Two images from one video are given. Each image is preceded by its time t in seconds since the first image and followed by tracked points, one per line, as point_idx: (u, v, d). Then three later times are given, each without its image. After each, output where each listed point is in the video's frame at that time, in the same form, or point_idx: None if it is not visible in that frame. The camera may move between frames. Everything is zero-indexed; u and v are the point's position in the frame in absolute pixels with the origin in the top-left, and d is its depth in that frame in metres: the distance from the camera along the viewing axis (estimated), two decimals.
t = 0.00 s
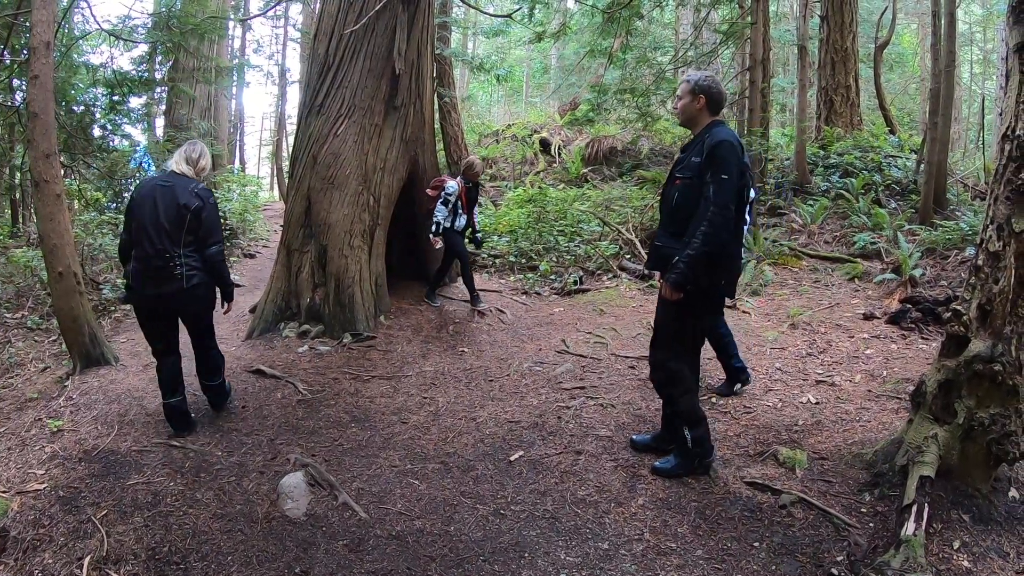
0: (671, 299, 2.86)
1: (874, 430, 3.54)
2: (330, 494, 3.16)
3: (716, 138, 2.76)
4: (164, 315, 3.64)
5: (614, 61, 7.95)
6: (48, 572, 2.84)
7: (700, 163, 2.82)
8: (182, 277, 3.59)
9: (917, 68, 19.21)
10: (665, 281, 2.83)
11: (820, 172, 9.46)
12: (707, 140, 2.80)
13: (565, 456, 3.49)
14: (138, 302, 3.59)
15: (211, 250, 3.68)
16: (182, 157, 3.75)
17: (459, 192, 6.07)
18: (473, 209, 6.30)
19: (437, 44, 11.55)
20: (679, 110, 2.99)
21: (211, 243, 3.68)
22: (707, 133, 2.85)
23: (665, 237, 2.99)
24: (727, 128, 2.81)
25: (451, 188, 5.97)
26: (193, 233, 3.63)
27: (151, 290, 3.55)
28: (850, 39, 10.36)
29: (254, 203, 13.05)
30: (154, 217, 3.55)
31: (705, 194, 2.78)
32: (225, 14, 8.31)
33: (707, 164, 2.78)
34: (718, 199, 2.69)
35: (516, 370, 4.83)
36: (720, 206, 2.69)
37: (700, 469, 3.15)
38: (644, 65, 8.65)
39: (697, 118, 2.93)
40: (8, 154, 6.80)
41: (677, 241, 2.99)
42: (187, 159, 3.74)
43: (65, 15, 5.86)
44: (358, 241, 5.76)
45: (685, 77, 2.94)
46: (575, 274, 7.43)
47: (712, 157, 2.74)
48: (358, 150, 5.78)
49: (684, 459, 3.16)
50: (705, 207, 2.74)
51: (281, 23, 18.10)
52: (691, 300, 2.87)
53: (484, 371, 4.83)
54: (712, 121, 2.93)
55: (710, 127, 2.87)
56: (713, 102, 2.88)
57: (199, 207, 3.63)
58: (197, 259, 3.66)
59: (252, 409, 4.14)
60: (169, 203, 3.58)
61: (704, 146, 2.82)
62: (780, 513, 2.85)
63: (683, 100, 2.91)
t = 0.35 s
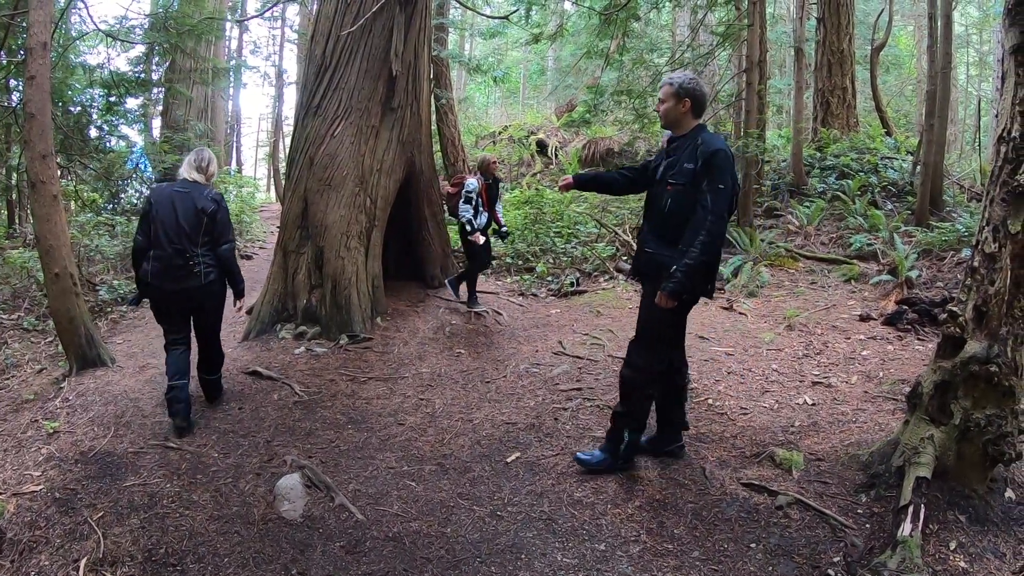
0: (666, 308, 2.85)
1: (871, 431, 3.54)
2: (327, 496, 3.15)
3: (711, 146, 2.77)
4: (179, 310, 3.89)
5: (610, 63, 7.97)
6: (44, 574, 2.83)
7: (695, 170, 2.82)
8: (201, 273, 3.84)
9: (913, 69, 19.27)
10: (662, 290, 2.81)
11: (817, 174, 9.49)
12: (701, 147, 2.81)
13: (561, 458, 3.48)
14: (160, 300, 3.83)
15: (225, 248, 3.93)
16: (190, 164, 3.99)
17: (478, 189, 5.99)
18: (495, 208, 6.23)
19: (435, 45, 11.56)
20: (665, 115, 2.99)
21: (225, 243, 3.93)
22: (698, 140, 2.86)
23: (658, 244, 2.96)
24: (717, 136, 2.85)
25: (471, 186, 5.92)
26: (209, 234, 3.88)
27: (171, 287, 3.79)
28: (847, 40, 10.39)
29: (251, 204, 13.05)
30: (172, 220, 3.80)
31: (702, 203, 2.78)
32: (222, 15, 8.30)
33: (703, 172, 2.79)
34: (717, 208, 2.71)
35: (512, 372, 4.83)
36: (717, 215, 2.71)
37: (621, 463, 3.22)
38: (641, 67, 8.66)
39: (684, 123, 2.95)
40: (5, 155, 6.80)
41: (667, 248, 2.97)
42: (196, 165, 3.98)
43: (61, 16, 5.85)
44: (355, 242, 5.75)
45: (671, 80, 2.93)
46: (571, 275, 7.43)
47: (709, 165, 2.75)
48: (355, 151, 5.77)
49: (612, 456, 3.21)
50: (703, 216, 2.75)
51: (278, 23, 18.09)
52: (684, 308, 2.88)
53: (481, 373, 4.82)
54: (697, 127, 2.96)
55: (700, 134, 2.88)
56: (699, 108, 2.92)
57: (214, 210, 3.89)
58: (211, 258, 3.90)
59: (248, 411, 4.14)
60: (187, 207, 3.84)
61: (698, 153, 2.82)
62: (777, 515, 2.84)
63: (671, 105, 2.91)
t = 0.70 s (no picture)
0: (658, 327, 2.85)
1: (868, 431, 3.53)
2: (325, 497, 3.14)
3: (700, 163, 2.75)
4: (187, 298, 4.23)
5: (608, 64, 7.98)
6: None
7: (684, 186, 2.78)
8: (214, 264, 4.21)
9: (909, 71, 19.34)
10: (659, 312, 2.79)
11: (814, 175, 9.51)
12: (689, 164, 2.77)
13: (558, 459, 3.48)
14: (174, 291, 4.15)
15: (234, 239, 4.34)
16: (191, 165, 4.28)
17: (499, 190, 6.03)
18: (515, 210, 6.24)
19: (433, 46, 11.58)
20: (653, 123, 2.91)
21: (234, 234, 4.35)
22: (682, 155, 2.82)
23: (647, 263, 2.87)
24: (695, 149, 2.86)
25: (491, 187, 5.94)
26: (220, 227, 4.26)
27: (187, 278, 4.13)
28: (844, 42, 10.41)
29: (249, 205, 13.06)
30: (188, 218, 4.13)
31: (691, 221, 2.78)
32: (219, 15, 8.28)
33: (692, 189, 2.77)
34: (708, 228, 2.76)
35: (510, 374, 4.82)
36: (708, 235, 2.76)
37: (607, 467, 3.19)
38: (639, 68, 8.67)
39: (667, 132, 2.90)
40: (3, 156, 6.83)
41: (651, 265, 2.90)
42: (196, 165, 4.28)
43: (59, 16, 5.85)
44: (353, 244, 5.75)
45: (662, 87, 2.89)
46: (569, 276, 7.44)
47: (699, 184, 2.74)
48: (353, 153, 5.77)
49: (595, 460, 3.17)
50: (695, 236, 2.76)
51: (276, 25, 18.09)
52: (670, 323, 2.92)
53: (479, 374, 4.82)
54: (670, 138, 2.94)
55: (680, 146, 2.84)
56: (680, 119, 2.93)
57: (223, 205, 4.28)
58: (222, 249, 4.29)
59: (246, 412, 4.15)
60: (199, 205, 4.17)
61: (686, 169, 2.78)
62: (774, 515, 2.84)
63: (668, 112, 2.85)
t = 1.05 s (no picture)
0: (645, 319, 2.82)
1: (874, 433, 3.51)
2: (328, 499, 3.14)
3: (684, 156, 2.74)
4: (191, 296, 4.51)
5: (611, 65, 7.98)
6: None
7: (669, 179, 2.75)
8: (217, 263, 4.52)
9: (912, 72, 19.30)
10: (647, 304, 2.74)
11: (817, 176, 9.48)
12: (673, 158, 2.75)
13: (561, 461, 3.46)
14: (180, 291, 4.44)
15: (231, 240, 4.64)
16: (188, 175, 4.54)
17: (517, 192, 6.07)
18: (538, 209, 6.23)
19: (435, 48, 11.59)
20: (625, 120, 2.86)
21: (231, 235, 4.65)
22: (667, 148, 2.80)
23: (634, 256, 2.84)
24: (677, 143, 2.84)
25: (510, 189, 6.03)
26: (221, 229, 4.56)
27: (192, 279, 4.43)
28: (847, 43, 10.39)
29: (252, 207, 13.09)
30: (191, 224, 4.40)
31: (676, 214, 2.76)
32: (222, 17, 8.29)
33: (678, 182, 2.74)
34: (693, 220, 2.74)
35: (512, 376, 4.77)
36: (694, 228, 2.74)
37: (612, 467, 3.16)
38: (642, 69, 8.67)
39: (637, 128, 2.87)
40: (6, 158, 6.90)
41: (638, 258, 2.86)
42: (194, 173, 4.55)
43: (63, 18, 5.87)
44: (356, 245, 5.75)
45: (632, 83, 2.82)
46: (572, 278, 7.43)
47: (683, 177, 2.73)
48: (355, 154, 5.77)
49: (598, 462, 3.15)
50: (681, 228, 2.74)
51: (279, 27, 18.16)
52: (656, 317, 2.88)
53: (482, 375, 4.80)
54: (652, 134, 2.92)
55: (662, 140, 2.82)
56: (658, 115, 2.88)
57: (221, 209, 4.57)
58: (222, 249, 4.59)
59: (249, 414, 4.15)
60: (200, 211, 4.45)
61: (671, 163, 2.75)
62: (780, 517, 2.82)
63: (640, 111, 2.79)
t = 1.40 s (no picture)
0: (652, 316, 2.78)
1: (888, 434, 3.44)
2: (333, 503, 3.12)
3: (674, 151, 2.70)
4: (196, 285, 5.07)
5: (619, 63, 7.92)
6: None
7: (663, 175, 2.71)
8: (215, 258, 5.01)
9: (923, 67, 19.07)
10: (654, 301, 2.71)
11: (829, 172, 9.37)
12: (665, 153, 2.71)
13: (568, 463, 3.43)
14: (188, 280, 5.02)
15: (232, 238, 5.07)
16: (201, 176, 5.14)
17: (528, 194, 5.91)
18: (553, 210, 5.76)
19: (443, 49, 11.58)
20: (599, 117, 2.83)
21: (232, 234, 5.09)
22: (655, 143, 2.76)
23: (635, 256, 2.78)
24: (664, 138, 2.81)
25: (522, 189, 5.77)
26: (221, 227, 5.04)
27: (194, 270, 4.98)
28: (857, 37, 10.26)
29: (262, 209, 13.20)
30: (194, 221, 4.96)
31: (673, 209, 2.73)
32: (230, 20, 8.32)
33: (671, 177, 2.71)
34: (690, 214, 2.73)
35: (521, 376, 4.71)
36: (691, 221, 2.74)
37: (621, 470, 3.12)
38: (651, 67, 8.60)
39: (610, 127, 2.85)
40: (17, 164, 7.04)
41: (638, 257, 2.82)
42: (205, 176, 5.13)
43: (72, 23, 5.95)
44: (364, 246, 5.74)
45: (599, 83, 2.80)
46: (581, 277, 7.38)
47: (677, 172, 2.70)
48: (362, 155, 5.77)
49: (606, 464, 3.10)
50: (680, 223, 2.72)
51: (288, 30, 18.30)
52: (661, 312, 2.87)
53: (490, 376, 4.77)
54: (635, 128, 2.86)
55: (648, 136, 2.78)
56: (634, 109, 2.80)
57: (223, 210, 5.05)
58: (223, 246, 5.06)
59: (256, 416, 4.16)
60: (204, 210, 5.00)
61: (662, 158, 2.71)
62: (791, 522, 2.76)
63: (609, 110, 2.78)
